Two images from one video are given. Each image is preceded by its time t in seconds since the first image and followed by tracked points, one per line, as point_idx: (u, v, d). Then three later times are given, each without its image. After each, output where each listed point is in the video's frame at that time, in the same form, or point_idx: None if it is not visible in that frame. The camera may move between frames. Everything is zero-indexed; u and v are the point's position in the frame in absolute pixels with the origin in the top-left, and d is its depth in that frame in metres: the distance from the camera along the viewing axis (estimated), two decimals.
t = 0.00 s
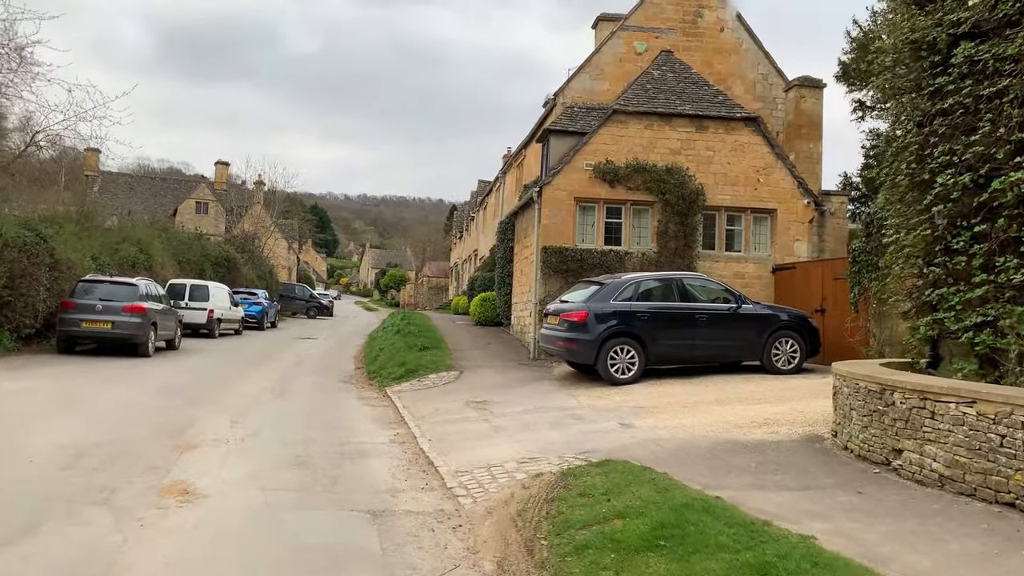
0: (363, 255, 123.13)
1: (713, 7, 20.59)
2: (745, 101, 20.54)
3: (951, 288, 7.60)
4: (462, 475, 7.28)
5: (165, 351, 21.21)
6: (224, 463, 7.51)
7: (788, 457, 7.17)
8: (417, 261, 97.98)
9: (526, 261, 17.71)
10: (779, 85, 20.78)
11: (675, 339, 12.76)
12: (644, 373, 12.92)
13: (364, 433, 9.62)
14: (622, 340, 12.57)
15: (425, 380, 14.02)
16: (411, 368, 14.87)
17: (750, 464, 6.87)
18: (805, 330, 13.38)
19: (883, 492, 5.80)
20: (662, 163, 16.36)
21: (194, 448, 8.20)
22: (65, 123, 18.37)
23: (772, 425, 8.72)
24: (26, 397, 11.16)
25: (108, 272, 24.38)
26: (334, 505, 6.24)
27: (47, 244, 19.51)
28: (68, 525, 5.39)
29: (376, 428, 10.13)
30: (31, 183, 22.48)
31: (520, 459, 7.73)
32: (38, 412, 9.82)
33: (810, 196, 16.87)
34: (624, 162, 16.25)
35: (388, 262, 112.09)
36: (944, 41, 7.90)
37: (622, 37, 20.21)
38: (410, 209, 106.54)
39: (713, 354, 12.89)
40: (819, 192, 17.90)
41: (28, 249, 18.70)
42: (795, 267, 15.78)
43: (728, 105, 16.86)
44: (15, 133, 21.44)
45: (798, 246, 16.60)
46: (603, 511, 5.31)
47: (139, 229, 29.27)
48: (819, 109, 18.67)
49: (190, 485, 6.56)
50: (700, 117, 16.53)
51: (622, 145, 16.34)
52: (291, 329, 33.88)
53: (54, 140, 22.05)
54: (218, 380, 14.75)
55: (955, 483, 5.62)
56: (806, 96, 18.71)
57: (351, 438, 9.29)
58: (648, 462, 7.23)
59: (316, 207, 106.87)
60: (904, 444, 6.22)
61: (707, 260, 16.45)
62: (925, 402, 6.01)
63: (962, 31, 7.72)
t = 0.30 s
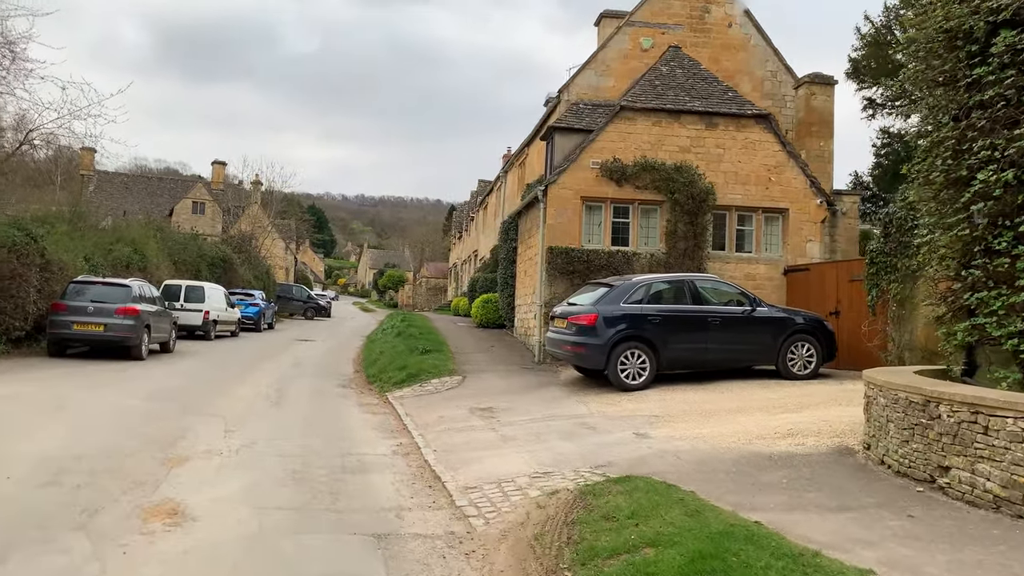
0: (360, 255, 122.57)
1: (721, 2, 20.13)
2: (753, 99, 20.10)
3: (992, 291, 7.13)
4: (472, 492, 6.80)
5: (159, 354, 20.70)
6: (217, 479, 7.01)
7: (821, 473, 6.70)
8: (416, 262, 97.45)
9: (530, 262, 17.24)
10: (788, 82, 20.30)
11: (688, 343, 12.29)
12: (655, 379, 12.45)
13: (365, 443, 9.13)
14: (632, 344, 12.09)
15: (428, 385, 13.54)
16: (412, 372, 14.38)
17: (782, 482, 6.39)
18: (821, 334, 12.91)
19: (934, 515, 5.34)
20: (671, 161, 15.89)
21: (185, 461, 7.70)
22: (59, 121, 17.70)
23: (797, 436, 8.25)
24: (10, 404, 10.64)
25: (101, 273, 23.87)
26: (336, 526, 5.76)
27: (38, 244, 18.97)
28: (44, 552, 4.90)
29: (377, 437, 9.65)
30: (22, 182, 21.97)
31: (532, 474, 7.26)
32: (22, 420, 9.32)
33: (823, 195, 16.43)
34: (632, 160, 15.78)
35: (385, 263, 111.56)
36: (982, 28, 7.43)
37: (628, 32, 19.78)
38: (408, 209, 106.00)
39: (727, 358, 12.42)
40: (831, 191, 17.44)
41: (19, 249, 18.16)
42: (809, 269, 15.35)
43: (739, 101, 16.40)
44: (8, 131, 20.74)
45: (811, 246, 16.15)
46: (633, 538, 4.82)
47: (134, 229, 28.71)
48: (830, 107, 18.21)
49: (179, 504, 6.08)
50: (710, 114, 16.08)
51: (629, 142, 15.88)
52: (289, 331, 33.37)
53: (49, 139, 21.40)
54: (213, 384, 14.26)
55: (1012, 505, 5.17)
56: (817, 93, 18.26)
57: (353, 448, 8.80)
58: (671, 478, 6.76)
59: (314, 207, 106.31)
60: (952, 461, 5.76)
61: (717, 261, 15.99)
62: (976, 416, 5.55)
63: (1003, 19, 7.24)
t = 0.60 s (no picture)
0: (359, 255, 122.07)
1: None
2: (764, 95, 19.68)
3: None
4: (489, 508, 6.36)
5: (156, 356, 20.21)
6: (216, 493, 6.56)
7: (863, 488, 6.25)
8: (415, 262, 96.96)
9: (538, 261, 16.79)
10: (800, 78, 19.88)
11: (704, 346, 11.84)
12: (670, 383, 12.00)
13: (372, 453, 8.67)
14: (647, 347, 11.63)
15: (433, 389, 13.09)
16: (417, 376, 13.92)
17: (823, 499, 5.95)
18: (841, 336, 12.48)
19: (999, 538, 4.90)
20: (683, 158, 15.45)
21: (182, 473, 7.24)
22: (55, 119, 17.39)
23: (830, 446, 7.80)
24: None
25: (97, 273, 23.40)
26: (345, 548, 5.31)
27: (32, 243, 18.49)
28: None
29: (383, 445, 9.19)
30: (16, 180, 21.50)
31: (551, 488, 6.80)
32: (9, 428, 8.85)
33: (839, 193, 16.01)
34: (643, 157, 15.34)
35: (385, 263, 111.06)
36: None
37: (636, 27, 19.36)
38: (407, 210, 105.50)
39: (744, 362, 11.98)
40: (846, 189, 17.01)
41: (12, 248, 17.67)
42: (825, 269, 14.93)
43: (752, 97, 15.98)
44: (4, 130, 20.44)
45: (826, 246, 15.73)
46: (674, 566, 4.37)
47: (131, 228, 28.22)
48: (844, 103, 17.81)
49: (174, 523, 5.62)
50: (722, 110, 15.64)
51: (640, 138, 15.43)
52: (288, 332, 32.88)
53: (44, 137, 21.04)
54: (211, 388, 13.79)
55: None
56: (831, 88, 17.86)
57: (359, 458, 8.35)
58: (701, 494, 6.30)
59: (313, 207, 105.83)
60: (1016, 478, 5.30)
61: (731, 261, 15.55)
62: None
63: None
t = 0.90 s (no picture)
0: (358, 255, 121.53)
1: None
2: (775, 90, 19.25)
3: None
4: (508, 522, 5.92)
5: (153, 357, 19.76)
6: (214, 506, 6.11)
7: (910, 502, 5.82)
8: (414, 262, 96.53)
9: (545, 260, 16.35)
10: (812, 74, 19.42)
11: (721, 348, 11.41)
12: (685, 386, 11.57)
13: (378, 460, 8.23)
14: (662, 348, 11.20)
15: (439, 392, 12.64)
16: (422, 378, 13.47)
17: (870, 514, 5.51)
18: (862, 337, 12.05)
19: None
20: (695, 154, 15.02)
21: (178, 483, 6.80)
22: (51, 114, 17.01)
23: (865, 454, 7.36)
24: None
25: (93, 272, 22.97)
26: (355, 569, 4.88)
27: (26, 242, 18.04)
28: None
29: (390, 452, 8.75)
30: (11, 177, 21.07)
31: (573, 500, 6.37)
32: None
33: (855, 190, 15.58)
34: (654, 153, 14.91)
35: (384, 263, 110.57)
36: None
37: (644, 21, 18.94)
38: (407, 210, 105.03)
39: (763, 364, 11.54)
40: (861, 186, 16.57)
41: (6, 247, 17.21)
42: (842, 267, 14.51)
43: (766, 91, 15.54)
44: None
45: (842, 244, 15.31)
46: None
47: (128, 227, 27.75)
48: (858, 98, 17.29)
49: (169, 542, 5.18)
50: (735, 104, 15.21)
51: (651, 134, 15.00)
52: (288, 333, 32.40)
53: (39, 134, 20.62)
54: (210, 391, 13.33)
55: None
56: (844, 84, 17.31)
57: (366, 466, 7.91)
58: (736, 507, 5.87)
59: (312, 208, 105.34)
60: None
61: (744, 259, 15.12)
62: None
63: None
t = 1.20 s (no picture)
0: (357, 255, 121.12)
1: None
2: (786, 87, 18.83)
3: None
4: (530, 546, 5.49)
5: (150, 360, 19.29)
6: (213, 529, 5.66)
7: (966, 524, 5.38)
8: (414, 263, 96.12)
9: (553, 261, 15.92)
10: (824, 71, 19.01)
11: (740, 352, 10.97)
12: (702, 392, 11.12)
13: (386, 474, 7.78)
14: (680, 354, 10.75)
15: (445, 399, 12.19)
16: (427, 384, 13.02)
17: (925, 541, 5.07)
18: (885, 341, 11.62)
19: None
20: (708, 152, 14.59)
21: (175, 502, 6.35)
22: (47, 113, 16.58)
23: (905, 468, 6.92)
24: None
25: (88, 274, 22.54)
26: None
27: (19, 242, 17.57)
28: None
29: (398, 464, 8.29)
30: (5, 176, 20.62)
31: (598, 521, 5.92)
32: None
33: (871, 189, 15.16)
34: (665, 151, 14.49)
35: (383, 263, 110.10)
36: None
37: (653, 16, 18.53)
38: (406, 210, 104.59)
39: (782, 369, 11.11)
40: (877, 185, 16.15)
41: None
42: (860, 268, 14.08)
43: (780, 87, 15.11)
44: None
45: (858, 245, 14.90)
46: None
47: (125, 227, 27.28)
48: (873, 95, 16.84)
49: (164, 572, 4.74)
50: (749, 101, 14.78)
51: (662, 131, 14.57)
52: (287, 334, 31.93)
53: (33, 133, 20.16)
54: (208, 397, 12.87)
55: None
56: (859, 80, 16.85)
57: (374, 480, 7.47)
58: (777, 530, 5.43)
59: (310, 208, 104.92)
60: None
61: (759, 260, 14.69)
62: None
63: None
